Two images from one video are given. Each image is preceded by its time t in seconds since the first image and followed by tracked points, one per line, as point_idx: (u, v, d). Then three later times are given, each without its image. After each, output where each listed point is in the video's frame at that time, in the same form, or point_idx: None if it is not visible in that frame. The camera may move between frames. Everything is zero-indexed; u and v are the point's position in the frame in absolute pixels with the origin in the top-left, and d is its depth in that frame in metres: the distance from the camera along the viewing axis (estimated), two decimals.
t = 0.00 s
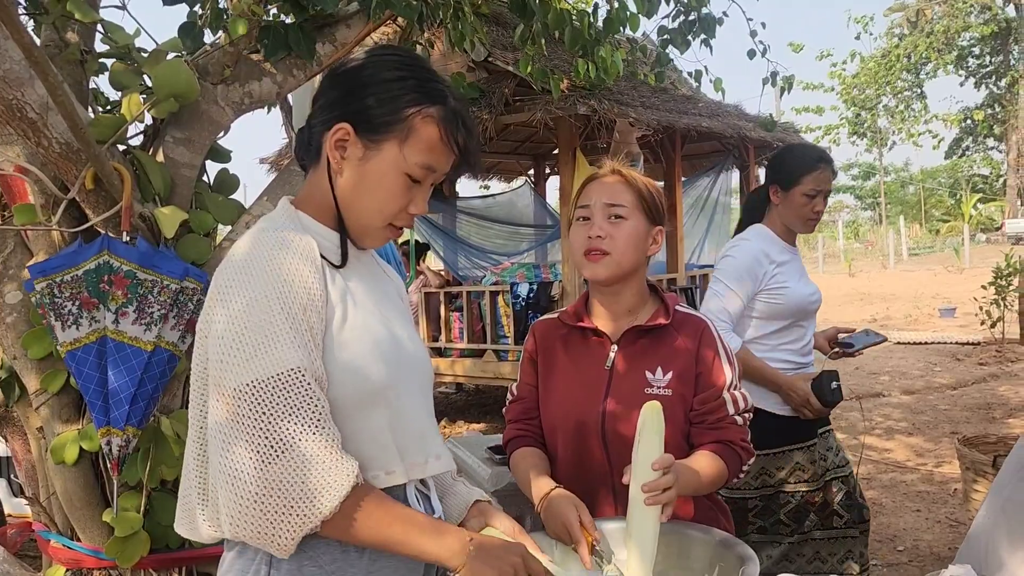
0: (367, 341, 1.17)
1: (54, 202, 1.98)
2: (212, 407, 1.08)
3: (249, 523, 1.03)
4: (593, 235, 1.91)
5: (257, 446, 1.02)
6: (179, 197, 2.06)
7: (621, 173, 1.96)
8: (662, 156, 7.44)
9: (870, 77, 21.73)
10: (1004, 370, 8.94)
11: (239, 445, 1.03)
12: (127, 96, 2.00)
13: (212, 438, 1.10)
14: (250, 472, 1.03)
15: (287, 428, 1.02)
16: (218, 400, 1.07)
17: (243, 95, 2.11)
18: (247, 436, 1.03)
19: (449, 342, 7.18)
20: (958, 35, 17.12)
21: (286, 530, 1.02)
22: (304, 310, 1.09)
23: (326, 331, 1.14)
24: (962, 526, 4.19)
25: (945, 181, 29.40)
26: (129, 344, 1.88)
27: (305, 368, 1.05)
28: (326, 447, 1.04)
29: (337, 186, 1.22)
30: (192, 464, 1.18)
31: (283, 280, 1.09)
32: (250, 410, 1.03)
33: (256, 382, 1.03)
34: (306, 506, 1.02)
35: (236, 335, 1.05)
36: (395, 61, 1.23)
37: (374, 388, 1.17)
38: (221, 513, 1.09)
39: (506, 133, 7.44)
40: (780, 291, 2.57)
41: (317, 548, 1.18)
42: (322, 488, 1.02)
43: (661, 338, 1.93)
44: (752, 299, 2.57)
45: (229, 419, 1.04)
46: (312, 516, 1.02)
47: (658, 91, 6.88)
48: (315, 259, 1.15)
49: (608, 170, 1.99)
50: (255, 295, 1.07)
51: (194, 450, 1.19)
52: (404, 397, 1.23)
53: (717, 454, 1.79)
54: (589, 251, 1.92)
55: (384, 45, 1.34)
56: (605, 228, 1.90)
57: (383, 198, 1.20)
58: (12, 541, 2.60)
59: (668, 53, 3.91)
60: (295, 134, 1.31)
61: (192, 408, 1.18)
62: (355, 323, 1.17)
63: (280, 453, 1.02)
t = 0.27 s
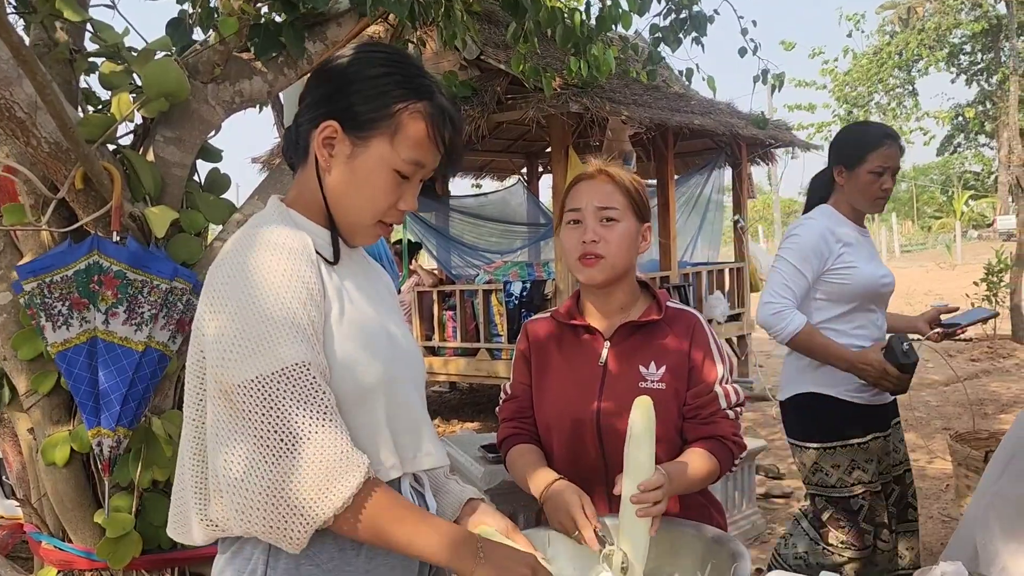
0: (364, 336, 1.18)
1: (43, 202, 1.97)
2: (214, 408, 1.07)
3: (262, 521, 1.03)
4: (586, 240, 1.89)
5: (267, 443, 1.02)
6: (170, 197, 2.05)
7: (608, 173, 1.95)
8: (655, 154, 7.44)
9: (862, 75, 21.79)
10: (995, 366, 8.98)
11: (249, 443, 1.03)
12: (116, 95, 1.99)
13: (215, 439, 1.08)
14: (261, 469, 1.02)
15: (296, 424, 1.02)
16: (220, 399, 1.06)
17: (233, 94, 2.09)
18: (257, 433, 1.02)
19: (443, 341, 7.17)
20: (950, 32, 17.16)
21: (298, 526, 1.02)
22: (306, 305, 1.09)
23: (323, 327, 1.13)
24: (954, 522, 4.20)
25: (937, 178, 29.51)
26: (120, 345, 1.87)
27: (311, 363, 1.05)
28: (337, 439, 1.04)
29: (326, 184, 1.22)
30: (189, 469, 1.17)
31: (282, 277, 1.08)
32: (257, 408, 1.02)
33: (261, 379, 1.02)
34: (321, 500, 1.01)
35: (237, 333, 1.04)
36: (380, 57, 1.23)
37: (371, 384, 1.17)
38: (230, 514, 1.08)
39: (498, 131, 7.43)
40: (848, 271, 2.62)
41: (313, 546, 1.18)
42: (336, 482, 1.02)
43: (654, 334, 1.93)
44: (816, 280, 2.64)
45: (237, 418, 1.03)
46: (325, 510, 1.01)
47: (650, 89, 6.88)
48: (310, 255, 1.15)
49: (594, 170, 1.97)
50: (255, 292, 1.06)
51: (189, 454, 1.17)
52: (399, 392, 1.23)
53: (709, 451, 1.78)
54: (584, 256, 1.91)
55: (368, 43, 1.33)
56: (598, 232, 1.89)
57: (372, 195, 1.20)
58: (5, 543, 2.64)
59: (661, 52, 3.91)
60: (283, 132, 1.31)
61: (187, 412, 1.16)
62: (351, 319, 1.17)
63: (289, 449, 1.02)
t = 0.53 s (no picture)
0: (363, 338, 1.18)
1: (32, 201, 1.95)
2: (218, 413, 1.07)
3: (273, 524, 1.03)
4: (579, 242, 1.89)
5: (272, 445, 1.02)
6: (161, 196, 2.04)
7: (597, 172, 1.94)
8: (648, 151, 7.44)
9: (855, 72, 21.80)
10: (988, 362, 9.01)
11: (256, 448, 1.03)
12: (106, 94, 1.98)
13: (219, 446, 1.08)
14: (270, 473, 1.02)
15: (303, 428, 1.02)
16: (225, 405, 1.06)
17: (224, 93, 2.09)
18: (264, 438, 1.02)
19: (437, 339, 7.16)
20: (942, 29, 17.15)
21: (308, 528, 1.02)
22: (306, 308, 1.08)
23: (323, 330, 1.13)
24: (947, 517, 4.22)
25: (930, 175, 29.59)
26: (111, 345, 1.87)
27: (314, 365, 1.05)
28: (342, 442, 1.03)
29: (318, 183, 1.21)
30: (191, 474, 1.16)
31: (281, 280, 1.08)
32: (263, 413, 1.02)
33: (266, 385, 1.02)
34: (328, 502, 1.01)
35: (237, 339, 1.04)
36: (369, 54, 1.22)
37: (370, 384, 1.17)
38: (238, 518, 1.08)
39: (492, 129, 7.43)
40: (916, 269, 2.53)
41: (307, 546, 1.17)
42: (342, 484, 1.01)
43: (648, 329, 1.94)
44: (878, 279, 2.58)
45: (244, 421, 1.03)
46: (335, 513, 1.01)
47: (643, 86, 6.88)
48: (308, 257, 1.15)
49: (584, 169, 1.96)
50: (254, 298, 1.06)
51: (189, 460, 1.17)
52: (396, 391, 1.23)
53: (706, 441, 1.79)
54: (579, 258, 1.91)
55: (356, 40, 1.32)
56: (591, 234, 1.89)
57: (364, 194, 1.20)
58: None
59: (653, 49, 3.91)
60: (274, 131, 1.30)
61: (186, 417, 1.16)
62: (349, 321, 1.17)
63: (297, 454, 1.02)
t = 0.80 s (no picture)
0: (343, 335, 1.17)
1: (25, 200, 1.94)
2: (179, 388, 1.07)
3: (192, 505, 1.02)
4: (581, 237, 1.88)
5: (208, 431, 1.01)
6: (155, 194, 2.04)
7: (594, 169, 1.96)
8: (644, 148, 7.44)
9: (850, 68, 21.83)
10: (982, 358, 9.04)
11: (194, 428, 1.02)
12: (99, 92, 1.97)
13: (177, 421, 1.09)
14: (199, 455, 1.01)
15: (238, 415, 1.00)
16: (183, 382, 1.06)
17: (218, 90, 2.08)
18: (201, 419, 1.02)
19: (432, 337, 7.16)
20: (936, 25, 17.13)
21: (228, 515, 1.01)
22: (273, 300, 1.07)
23: (293, 323, 1.12)
24: (942, 512, 4.23)
25: (924, 171, 29.65)
26: (105, 343, 1.86)
27: (269, 358, 1.04)
28: (279, 439, 1.02)
29: (317, 182, 1.21)
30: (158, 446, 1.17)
31: (254, 269, 1.08)
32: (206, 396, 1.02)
33: (216, 368, 1.02)
34: (249, 495, 1.01)
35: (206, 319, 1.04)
36: (369, 54, 1.22)
37: (351, 382, 1.17)
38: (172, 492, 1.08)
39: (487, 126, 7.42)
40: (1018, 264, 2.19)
41: (302, 543, 1.18)
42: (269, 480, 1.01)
43: (648, 324, 1.95)
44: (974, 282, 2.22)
45: (191, 403, 1.03)
46: (255, 502, 1.01)
47: (638, 83, 6.88)
48: (291, 249, 1.14)
49: (580, 167, 1.97)
50: (226, 282, 1.06)
51: (163, 432, 1.18)
52: (380, 391, 1.22)
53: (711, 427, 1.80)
54: (580, 254, 1.90)
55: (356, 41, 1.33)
56: (592, 228, 1.88)
57: (363, 195, 1.19)
58: None
59: (649, 46, 3.90)
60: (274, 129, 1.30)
61: (162, 391, 1.17)
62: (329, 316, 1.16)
63: (228, 442, 1.00)
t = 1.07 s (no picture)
0: (344, 329, 1.17)
1: (21, 197, 1.94)
2: (187, 394, 1.06)
3: (226, 510, 1.03)
4: (589, 237, 1.88)
5: (234, 434, 1.01)
6: (151, 192, 2.03)
7: (597, 166, 1.95)
8: (640, 145, 7.44)
9: (846, 64, 21.84)
10: (977, 353, 9.07)
11: (216, 434, 1.02)
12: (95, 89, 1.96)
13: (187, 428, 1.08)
14: (227, 460, 1.02)
15: (263, 416, 1.01)
16: (193, 388, 1.05)
17: (214, 87, 2.07)
18: (223, 424, 1.02)
19: (429, 334, 7.16)
20: (932, 21, 17.12)
21: (264, 516, 1.03)
22: (281, 298, 1.08)
23: (299, 317, 1.12)
24: (938, 507, 4.25)
25: (920, 168, 29.70)
26: (101, 341, 1.85)
27: (282, 355, 1.04)
28: (305, 435, 1.03)
29: (309, 179, 1.21)
30: (165, 454, 1.17)
31: (258, 268, 1.08)
32: (225, 400, 1.02)
33: (232, 371, 1.02)
34: (284, 493, 1.02)
35: (212, 322, 1.04)
36: (363, 51, 1.22)
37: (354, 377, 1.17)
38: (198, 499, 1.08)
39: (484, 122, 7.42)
40: None
41: (298, 541, 1.18)
42: (300, 477, 1.01)
43: (649, 320, 1.95)
44: None
45: (208, 409, 1.03)
46: (290, 501, 1.02)
47: (634, 79, 6.87)
48: (289, 245, 1.14)
49: (582, 164, 1.96)
50: (231, 283, 1.06)
51: (167, 440, 1.17)
52: (380, 387, 1.22)
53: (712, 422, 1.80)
54: (586, 254, 1.90)
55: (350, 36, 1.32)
56: (599, 229, 1.88)
57: (355, 192, 1.19)
58: None
59: (646, 42, 3.90)
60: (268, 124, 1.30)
61: (163, 397, 1.16)
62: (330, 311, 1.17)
63: (254, 441, 1.01)
